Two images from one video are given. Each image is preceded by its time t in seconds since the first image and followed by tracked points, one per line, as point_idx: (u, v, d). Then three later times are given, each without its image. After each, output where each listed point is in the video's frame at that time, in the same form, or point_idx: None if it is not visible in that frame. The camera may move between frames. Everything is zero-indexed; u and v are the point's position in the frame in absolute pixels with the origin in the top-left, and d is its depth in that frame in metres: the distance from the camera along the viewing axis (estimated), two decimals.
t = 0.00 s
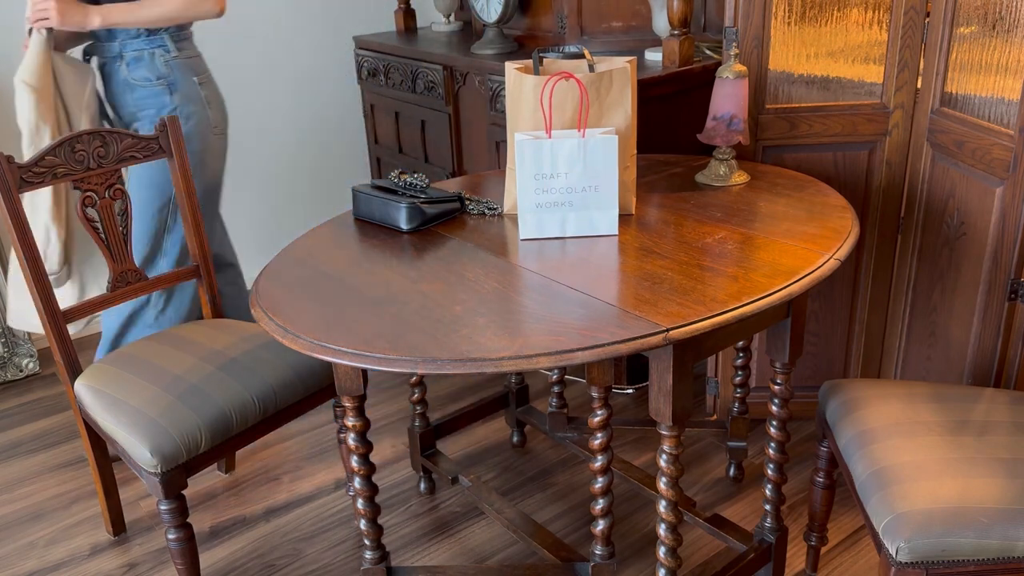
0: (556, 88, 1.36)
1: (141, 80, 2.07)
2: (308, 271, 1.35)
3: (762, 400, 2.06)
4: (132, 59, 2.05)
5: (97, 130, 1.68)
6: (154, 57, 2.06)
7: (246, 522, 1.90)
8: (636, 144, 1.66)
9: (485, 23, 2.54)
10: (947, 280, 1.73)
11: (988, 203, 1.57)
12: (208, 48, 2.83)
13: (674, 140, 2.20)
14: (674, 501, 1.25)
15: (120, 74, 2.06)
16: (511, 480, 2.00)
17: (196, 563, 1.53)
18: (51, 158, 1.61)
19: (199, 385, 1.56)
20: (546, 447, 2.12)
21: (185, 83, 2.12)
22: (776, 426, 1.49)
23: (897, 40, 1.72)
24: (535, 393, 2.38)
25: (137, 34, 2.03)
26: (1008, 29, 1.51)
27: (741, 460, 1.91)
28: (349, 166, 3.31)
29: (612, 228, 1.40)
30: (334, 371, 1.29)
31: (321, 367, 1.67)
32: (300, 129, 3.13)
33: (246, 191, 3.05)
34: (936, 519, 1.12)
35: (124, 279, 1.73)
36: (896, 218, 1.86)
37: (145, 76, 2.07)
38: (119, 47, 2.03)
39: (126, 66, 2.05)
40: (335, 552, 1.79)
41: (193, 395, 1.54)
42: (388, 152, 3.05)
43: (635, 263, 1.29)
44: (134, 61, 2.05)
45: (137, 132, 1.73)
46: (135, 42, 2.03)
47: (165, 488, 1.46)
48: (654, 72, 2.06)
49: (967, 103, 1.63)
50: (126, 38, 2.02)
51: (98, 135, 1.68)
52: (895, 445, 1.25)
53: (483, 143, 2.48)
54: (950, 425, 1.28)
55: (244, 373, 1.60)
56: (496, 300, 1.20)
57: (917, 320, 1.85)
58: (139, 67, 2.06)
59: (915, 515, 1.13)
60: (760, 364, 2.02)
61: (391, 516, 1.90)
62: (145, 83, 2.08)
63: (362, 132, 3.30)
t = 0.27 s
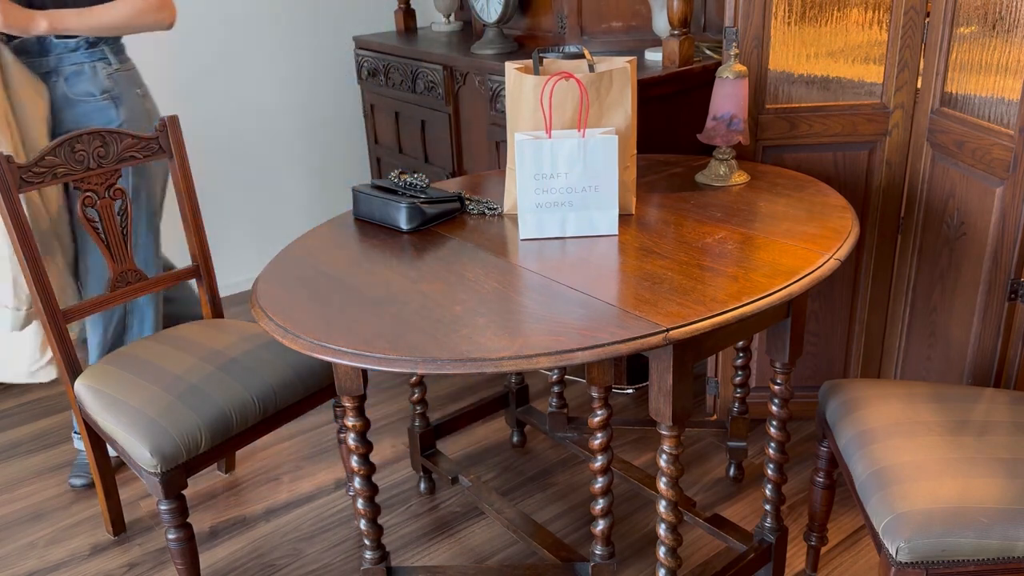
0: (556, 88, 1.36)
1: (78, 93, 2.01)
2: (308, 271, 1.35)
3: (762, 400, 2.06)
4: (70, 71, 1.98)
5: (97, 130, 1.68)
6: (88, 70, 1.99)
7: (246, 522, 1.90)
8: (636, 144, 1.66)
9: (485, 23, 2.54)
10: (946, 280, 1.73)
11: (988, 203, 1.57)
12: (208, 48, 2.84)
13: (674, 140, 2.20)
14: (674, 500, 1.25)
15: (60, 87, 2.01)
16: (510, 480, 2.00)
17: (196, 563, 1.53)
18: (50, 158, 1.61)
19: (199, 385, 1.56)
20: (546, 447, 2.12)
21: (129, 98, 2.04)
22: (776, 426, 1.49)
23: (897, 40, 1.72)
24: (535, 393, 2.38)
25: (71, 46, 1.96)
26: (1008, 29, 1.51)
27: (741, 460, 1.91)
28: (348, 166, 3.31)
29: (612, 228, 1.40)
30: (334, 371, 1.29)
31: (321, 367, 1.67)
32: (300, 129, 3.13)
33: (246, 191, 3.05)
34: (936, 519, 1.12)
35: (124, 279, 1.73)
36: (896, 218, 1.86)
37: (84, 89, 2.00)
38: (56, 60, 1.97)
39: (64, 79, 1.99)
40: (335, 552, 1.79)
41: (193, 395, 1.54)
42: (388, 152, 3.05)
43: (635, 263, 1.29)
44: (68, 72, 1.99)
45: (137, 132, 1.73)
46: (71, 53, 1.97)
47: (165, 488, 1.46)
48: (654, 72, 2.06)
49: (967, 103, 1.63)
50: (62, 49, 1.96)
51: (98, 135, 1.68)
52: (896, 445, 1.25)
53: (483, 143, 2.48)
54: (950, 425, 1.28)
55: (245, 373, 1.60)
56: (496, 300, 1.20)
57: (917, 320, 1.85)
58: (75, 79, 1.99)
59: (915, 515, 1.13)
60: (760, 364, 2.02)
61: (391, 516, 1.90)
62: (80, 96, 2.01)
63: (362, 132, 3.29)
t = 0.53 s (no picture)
0: (556, 88, 1.36)
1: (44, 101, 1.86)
2: (308, 271, 1.35)
3: (763, 400, 2.06)
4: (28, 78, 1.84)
5: (97, 130, 1.68)
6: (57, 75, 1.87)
7: (246, 522, 1.90)
8: (635, 144, 1.66)
9: (485, 23, 2.54)
10: (947, 280, 1.73)
11: (988, 203, 1.57)
12: (208, 49, 2.84)
13: (674, 140, 2.20)
14: (673, 500, 1.25)
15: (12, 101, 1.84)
16: (511, 480, 2.00)
17: (196, 563, 1.53)
18: (50, 158, 1.61)
19: (199, 385, 1.56)
20: (546, 447, 2.12)
21: (90, 106, 1.95)
22: (776, 426, 1.49)
23: (897, 40, 1.72)
24: (535, 393, 2.38)
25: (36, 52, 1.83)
26: (1008, 29, 1.51)
27: (741, 460, 1.91)
28: (348, 166, 3.30)
29: (612, 228, 1.40)
30: (334, 371, 1.29)
31: (321, 367, 1.67)
32: (300, 129, 3.13)
33: (246, 191, 3.06)
34: (936, 519, 1.12)
35: (124, 279, 1.73)
36: (896, 218, 1.86)
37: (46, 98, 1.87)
38: (20, 67, 1.83)
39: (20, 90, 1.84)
40: (335, 552, 1.79)
41: (193, 396, 1.54)
42: (388, 152, 3.05)
43: (635, 263, 1.29)
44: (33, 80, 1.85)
45: (137, 132, 1.73)
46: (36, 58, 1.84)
47: (165, 488, 1.46)
48: (654, 72, 2.06)
49: (967, 103, 1.63)
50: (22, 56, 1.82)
51: (98, 135, 1.68)
52: (895, 444, 1.25)
53: (483, 143, 2.48)
54: (950, 425, 1.28)
55: (245, 373, 1.60)
56: (496, 300, 1.20)
57: (917, 321, 1.85)
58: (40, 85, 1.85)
59: (915, 514, 1.13)
60: (760, 364, 2.02)
61: (391, 516, 1.90)
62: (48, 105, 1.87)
63: (362, 132, 3.29)
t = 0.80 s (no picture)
0: (556, 88, 1.36)
1: None
2: (309, 271, 1.35)
3: (763, 400, 2.06)
4: None
5: (97, 130, 1.68)
6: None
7: (246, 522, 1.90)
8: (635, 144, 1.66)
9: (485, 23, 2.54)
10: (947, 280, 1.73)
11: (988, 203, 1.57)
12: (208, 49, 2.85)
13: (674, 140, 2.20)
14: (674, 501, 1.25)
15: None
16: (511, 480, 2.00)
17: (196, 563, 1.53)
18: (50, 158, 1.61)
19: (198, 385, 1.56)
20: (546, 447, 2.12)
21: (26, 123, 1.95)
22: (776, 426, 1.49)
23: (897, 40, 1.72)
24: (535, 393, 2.38)
25: None
26: (1008, 29, 1.51)
27: (741, 460, 1.91)
28: (348, 166, 3.30)
29: (612, 228, 1.40)
30: (333, 371, 1.29)
31: (321, 367, 1.67)
32: (300, 129, 3.13)
33: (246, 190, 3.06)
34: (936, 519, 1.12)
35: (124, 279, 1.74)
36: (896, 218, 1.86)
37: None
38: None
39: None
40: (335, 552, 1.79)
41: (193, 396, 1.54)
42: (388, 152, 3.05)
43: (635, 263, 1.29)
44: None
45: (136, 132, 1.73)
46: None
47: (165, 488, 1.46)
48: (654, 72, 2.06)
49: (967, 103, 1.63)
50: None
51: (98, 135, 1.68)
52: (895, 444, 1.25)
53: (483, 143, 2.48)
54: (950, 425, 1.28)
55: (245, 373, 1.60)
56: (496, 300, 1.20)
57: (917, 321, 1.85)
58: None
59: (915, 515, 1.13)
60: (760, 364, 2.02)
61: (391, 516, 1.90)
62: (2, 127, 1.85)
63: (362, 132, 3.29)
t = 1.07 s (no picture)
0: (556, 88, 1.36)
1: None
2: (309, 271, 1.35)
3: (763, 400, 2.06)
4: None
5: (97, 130, 1.68)
6: None
7: (246, 522, 1.90)
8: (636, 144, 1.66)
9: (485, 23, 2.54)
10: (947, 280, 1.73)
11: (988, 203, 1.57)
12: (208, 49, 2.84)
13: (674, 140, 2.20)
14: (674, 501, 1.25)
15: None
16: (511, 480, 2.00)
17: (196, 563, 1.53)
18: (50, 158, 1.61)
19: (198, 386, 1.56)
20: (546, 447, 2.12)
21: None
22: (776, 426, 1.49)
23: (897, 40, 1.72)
24: (535, 393, 2.38)
25: None
26: (1008, 29, 1.51)
27: (741, 460, 1.91)
28: (348, 166, 3.30)
29: (612, 228, 1.40)
30: (333, 371, 1.29)
31: (321, 367, 1.67)
32: (300, 129, 3.13)
33: (246, 190, 3.06)
34: (936, 520, 1.12)
35: (124, 279, 1.74)
36: (896, 218, 1.86)
37: None
38: None
39: None
40: (335, 552, 1.79)
41: (193, 396, 1.54)
42: (388, 152, 3.05)
43: (635, 263, 1.29)
44: None
45: (136, 132, 1.73)
46: None
47: (165, 488, 1.46)
48: (654, 72, 2.06)
49: (967, 103, 1.63)
50: None
51: (98, 135, 1.68)
52: (895, 444, 1.25)
53: (483, 143, 2.48)
54: (950, 425, 1.28)
55: (245, 373, 1.60)
56: (496, 300, 1.20)
57: (917, 321, 1.85)
58: None
59: (915, 515, 1.13)
60: (760, 364, 2.02)
61: (391, 516, 1.90)
62: None
63: (362, 132, 3.29)
